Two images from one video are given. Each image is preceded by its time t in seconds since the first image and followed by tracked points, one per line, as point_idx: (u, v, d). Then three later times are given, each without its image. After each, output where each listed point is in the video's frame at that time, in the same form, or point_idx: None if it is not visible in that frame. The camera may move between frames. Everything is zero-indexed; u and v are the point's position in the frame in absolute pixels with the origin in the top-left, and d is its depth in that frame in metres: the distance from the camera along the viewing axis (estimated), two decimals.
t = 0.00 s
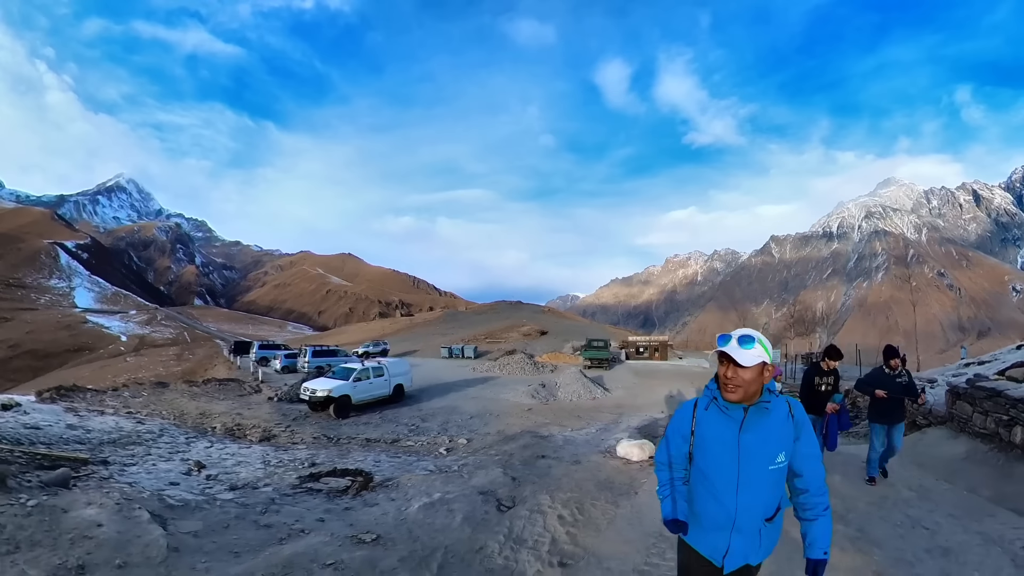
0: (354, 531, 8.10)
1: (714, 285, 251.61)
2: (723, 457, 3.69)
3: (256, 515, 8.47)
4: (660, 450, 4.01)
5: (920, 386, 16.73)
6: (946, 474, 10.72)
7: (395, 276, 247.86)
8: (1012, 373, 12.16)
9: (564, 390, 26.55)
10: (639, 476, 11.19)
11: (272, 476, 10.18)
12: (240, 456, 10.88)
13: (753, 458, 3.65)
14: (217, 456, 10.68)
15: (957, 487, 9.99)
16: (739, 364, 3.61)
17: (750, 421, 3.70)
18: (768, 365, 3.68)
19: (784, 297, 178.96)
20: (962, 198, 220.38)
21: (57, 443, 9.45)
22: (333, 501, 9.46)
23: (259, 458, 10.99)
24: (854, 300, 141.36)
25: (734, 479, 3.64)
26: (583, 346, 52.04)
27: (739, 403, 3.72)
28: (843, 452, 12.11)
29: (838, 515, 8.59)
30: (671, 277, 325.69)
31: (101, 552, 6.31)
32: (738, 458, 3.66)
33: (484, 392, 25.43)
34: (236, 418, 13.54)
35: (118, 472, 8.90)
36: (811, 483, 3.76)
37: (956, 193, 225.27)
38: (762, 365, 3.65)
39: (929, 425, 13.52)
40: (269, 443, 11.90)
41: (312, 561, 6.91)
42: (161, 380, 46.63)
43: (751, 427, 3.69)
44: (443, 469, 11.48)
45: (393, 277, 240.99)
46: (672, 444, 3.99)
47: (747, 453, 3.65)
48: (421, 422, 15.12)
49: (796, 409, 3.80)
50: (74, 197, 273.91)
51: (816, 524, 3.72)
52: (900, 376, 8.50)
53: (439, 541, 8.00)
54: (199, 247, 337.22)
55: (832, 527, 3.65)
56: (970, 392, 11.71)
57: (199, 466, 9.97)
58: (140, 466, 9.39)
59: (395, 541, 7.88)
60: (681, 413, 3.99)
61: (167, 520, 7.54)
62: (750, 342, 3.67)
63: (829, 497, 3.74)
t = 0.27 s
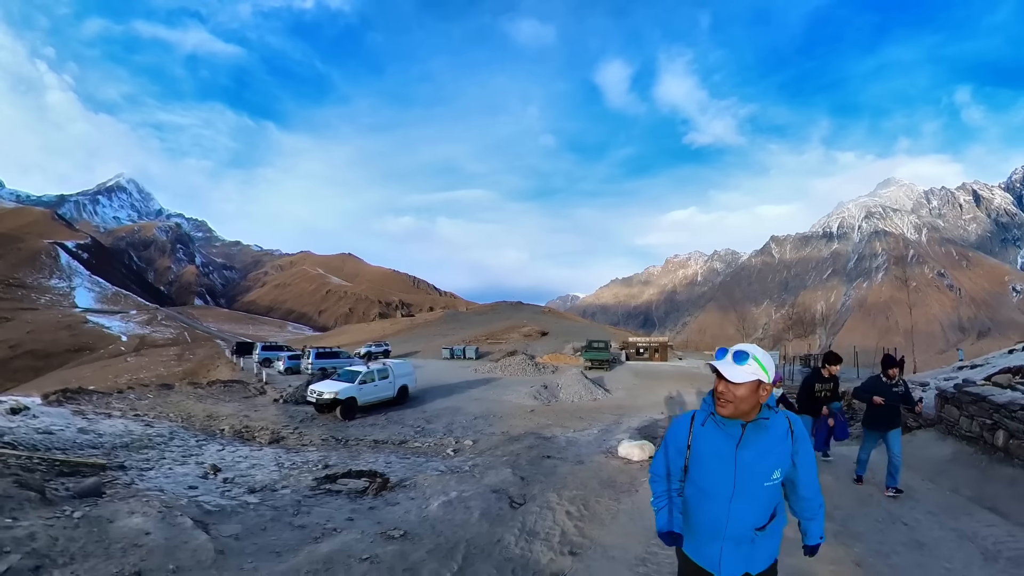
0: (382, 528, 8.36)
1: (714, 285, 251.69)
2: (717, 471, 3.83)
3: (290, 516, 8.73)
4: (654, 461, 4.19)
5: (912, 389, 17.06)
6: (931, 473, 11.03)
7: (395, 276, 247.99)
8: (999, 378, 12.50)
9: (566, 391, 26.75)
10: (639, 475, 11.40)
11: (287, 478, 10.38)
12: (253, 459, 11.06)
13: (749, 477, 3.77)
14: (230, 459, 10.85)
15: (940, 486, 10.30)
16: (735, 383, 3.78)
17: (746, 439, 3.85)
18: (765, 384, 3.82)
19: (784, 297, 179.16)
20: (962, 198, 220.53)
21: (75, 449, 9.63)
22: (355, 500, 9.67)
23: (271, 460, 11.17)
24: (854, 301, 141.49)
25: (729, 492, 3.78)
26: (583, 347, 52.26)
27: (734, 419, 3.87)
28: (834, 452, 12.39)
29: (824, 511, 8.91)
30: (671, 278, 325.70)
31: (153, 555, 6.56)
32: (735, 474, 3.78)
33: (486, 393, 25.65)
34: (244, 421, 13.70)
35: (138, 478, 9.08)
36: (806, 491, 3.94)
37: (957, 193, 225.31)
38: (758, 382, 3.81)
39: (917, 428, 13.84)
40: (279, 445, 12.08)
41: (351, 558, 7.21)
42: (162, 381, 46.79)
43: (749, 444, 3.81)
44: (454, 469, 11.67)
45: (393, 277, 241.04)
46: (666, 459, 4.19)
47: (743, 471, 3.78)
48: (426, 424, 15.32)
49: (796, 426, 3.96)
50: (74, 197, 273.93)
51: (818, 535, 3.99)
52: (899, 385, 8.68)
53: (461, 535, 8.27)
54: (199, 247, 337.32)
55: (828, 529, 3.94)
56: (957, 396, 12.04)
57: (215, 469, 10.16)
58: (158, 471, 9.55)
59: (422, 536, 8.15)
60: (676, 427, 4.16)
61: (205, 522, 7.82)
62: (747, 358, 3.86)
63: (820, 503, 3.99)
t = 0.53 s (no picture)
0: (405, 521, 8.70)
1: (714, 285, 251.87)
2: (718, 488, 3.67)
3: (318, 512, 9.06)
4: (657, 472, 3.99)
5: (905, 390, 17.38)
6: (916, 471, 11.37)
7: (396, 276, 248.17)
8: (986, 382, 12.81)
9: (567, 392, 26.95)
10: (638, 471, 11.67)
11: (301, 477, 10.65)
12: (266, 459, 11.30)
13: (751, 496, 3.63)
14: (243, 459, 11.08)
15: (924, 483, 10.64)
16: (739, 397, 3.65)
17: (752, 460, 3.69)
18: (782, 401, 3.68)
19: (784, 297, 179.41)
20: (962, 197, 220.65)
21: (92, 453, 9.84)
22: (373, 496, 9.98)
23: (282, 460, 11.41)
24: (854, 301, 141.73)
25: (730, 510, 3.63)
26: (584, 348, 52.48)
27: (745, 439, 3.70)
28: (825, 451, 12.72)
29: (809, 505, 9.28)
30: (671, 278, 325.97)
31: (199, 552, 6.91)
32: (736, 492, 3.64)
33: (489, 393, 25.89)
34: (251, 422, 13.90)
35: (158, 479, 9.32)
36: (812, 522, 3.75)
37: (957, 193, 225.47)
38: (776, 402, 3.65)
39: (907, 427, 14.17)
40: (288, 445, 12.30)
41: (381, 549, 7.60)
42: (164, 381, 47.03)
43: (752, 465, 3.67)
44: (464, 468, 11.89)
45: (393, 278, 241.28)
46: (670, 470, 3.96)
47: (745, 489, 3.63)
48: (431, 424, 15.55)
49: (803, 450, 3.80)
50: (74, 197, 274.28)
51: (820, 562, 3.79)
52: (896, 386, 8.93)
53: (476, 525, 8.60)
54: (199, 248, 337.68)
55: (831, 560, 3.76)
56: (944, 399, 12.37)
57: (231, 470, 10.40)
58: (175, 472, 9.78)
59: (442, 528, 8.49)
60: (680, 441, 3.97)
61: (239, 520, 8.18)
62: (766, 376, 3.67)
63: (830, 539, 3.74)
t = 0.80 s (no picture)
0: (426, 515, 8.97)
1: (714, 285, 251.87)
2: (722, 483, 3.68)
3: (343, 508, 9.34)
4: (663, 465, 3.97)
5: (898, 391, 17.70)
6: (906, 469, 11.65)
7: (396, 276, 248.28)
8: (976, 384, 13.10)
9: (568, 392, 27.15)
10: (640, 467, 11.90)
11: (314, 475, 10.88)
12: (279, 459, 11.51)
13: (757, 488, 3.62)
14: (256, 460, 11.28)
15: (914, 480, 10.92)
16: (744, 391, 3.65)
17: (757, 455, 3.68)
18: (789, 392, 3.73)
19: (785, 297, 179.49)
20: (963, 197, 220.56)
21: (108, 455, 10.02)
22: (391, 492, 10.25)
23: (292, 460, 11.62)
24: (854, 300, 141.88)
25: (734, 505, 3.64)
26: (584, 348, 52.64)
27: (753, 435, 3.69)
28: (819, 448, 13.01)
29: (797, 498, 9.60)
30: (672, 278, 326.10)
31: (240, 549, 7.18)
32: (741, 485, 3.64)
33: (491, 394, 26.08)
34: (259, 423, 14.11)
35: (176, 481, 9.50)
36: (813, 527, 3.67)
37: (958, 193, 225.43)
38: (782, 395, 3.66)
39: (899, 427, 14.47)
40: (298, 446, 12.52)
41: (408, 540, 7.89)
42: (165, 381, 47.20)
43: (758, 460, 3.65)
44: (473, 465, 12.14)
45: (394, 278, 241.41)
46: (676, 463, 3.91)
47: (750, 482, 3.63)
48: (437, 425, 15.76)
49: (809, 447, 3.74)
50: (74, 197, 274.68)
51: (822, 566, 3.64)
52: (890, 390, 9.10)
53: (492, 517, 8.87)
54: (199, 248, 338.13)
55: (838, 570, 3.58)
56: (934, 400, 12.69)
57: (246, 470, 10.60)
58: (191, 474, 9.95)
59: (460, 520, 8.73)
60: (688, 436, 3.94)
61: (269, 517, 8.45)
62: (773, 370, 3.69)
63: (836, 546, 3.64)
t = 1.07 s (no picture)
0: (444, 509, 9.19)
1: (714, 285, 251.90)
2: (716, 496, 3.60)
3: (364, 503, 9.57)
4: (660, 480, 3.98)
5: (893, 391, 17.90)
6: (899, 466, 11.88)
7: (396, 277, 248.35)
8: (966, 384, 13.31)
9: (570, 392, 27.30)
10: (642, 464, 12.09)
11: (326, 473, 11.08)
12: (289, 459, 11.65)
13: (751, 503, 3.52)
14: (267, 459, 11.45)
15: (907, 477, 11.16)
16: (734, 401, 3.64)
17: (750, 467, 3.61)
18: (781, 401, 3.66)
19: (785, 297, 179.57)
20: (963, 197, 220.53)
21: (122, 457, 10.15)
22: (406, 488, 10.46)
23: (301, 459, 11.77)
24: (854, 300, 142.04)
25: (730, 520, 3.54)
26: (585, 349, 52.75)
27: (747, 448, 3.64)
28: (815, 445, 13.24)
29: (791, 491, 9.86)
30: (672, 278, 326.37)
31: (275, 544, 7.41)
32: (736, 499, 3.55)
33: (493, 393, 26.23)
34: (265, 424, 14.26)
35: (193, 481, 9.68)
36: (811, 537, 3.57)
37: (958, 193, 225.65)
38: (775, 404, 3.62)
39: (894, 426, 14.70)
40: (305, 446, 12.65)
41: (430, 531, 8.14)
42: (166, 382, 47.33)
43: (752, 474, 3.58)
44: (481, 463, 12.32)
45: (394, 278, 241.63)
46: (673, 478, 3.91)
47: (746, 498, 3.53)
48: (441, 424, 15.94)
49: (808, 457, 3.67)
50: (74, 197, 274.89)
51: None
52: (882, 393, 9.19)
53: (505, 509, 9.07)
54: (199, 248, 338.34)
55: None
56: (925, 399, 12.91)
57: (258, 469, 10.75)
58: (206, 474, 10.10)
59: (477, 512, 8.93)
60: (682, 449, 3.92)
61: (295, 514, 8.64)
62: (768, 378, 3.68)
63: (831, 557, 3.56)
